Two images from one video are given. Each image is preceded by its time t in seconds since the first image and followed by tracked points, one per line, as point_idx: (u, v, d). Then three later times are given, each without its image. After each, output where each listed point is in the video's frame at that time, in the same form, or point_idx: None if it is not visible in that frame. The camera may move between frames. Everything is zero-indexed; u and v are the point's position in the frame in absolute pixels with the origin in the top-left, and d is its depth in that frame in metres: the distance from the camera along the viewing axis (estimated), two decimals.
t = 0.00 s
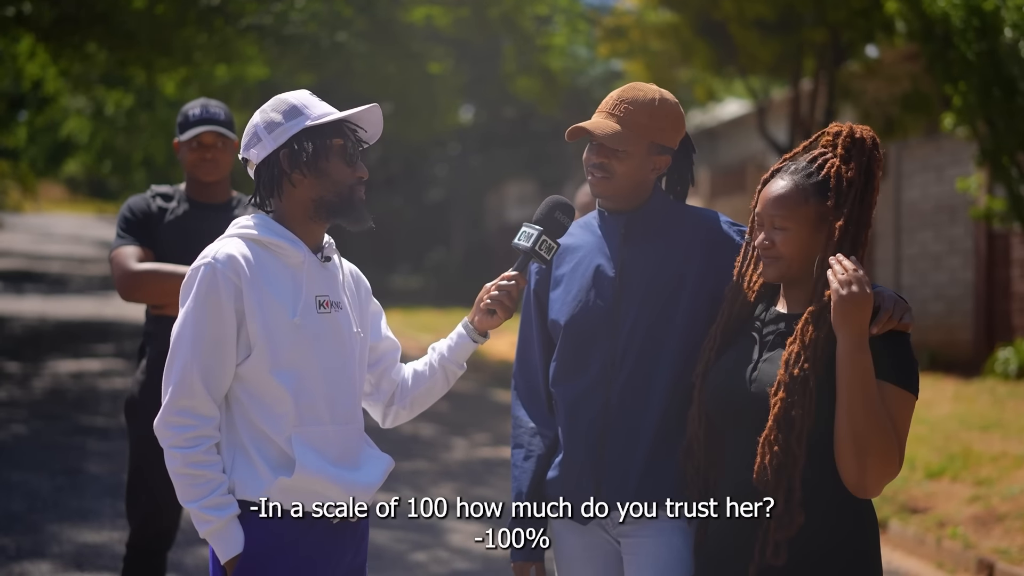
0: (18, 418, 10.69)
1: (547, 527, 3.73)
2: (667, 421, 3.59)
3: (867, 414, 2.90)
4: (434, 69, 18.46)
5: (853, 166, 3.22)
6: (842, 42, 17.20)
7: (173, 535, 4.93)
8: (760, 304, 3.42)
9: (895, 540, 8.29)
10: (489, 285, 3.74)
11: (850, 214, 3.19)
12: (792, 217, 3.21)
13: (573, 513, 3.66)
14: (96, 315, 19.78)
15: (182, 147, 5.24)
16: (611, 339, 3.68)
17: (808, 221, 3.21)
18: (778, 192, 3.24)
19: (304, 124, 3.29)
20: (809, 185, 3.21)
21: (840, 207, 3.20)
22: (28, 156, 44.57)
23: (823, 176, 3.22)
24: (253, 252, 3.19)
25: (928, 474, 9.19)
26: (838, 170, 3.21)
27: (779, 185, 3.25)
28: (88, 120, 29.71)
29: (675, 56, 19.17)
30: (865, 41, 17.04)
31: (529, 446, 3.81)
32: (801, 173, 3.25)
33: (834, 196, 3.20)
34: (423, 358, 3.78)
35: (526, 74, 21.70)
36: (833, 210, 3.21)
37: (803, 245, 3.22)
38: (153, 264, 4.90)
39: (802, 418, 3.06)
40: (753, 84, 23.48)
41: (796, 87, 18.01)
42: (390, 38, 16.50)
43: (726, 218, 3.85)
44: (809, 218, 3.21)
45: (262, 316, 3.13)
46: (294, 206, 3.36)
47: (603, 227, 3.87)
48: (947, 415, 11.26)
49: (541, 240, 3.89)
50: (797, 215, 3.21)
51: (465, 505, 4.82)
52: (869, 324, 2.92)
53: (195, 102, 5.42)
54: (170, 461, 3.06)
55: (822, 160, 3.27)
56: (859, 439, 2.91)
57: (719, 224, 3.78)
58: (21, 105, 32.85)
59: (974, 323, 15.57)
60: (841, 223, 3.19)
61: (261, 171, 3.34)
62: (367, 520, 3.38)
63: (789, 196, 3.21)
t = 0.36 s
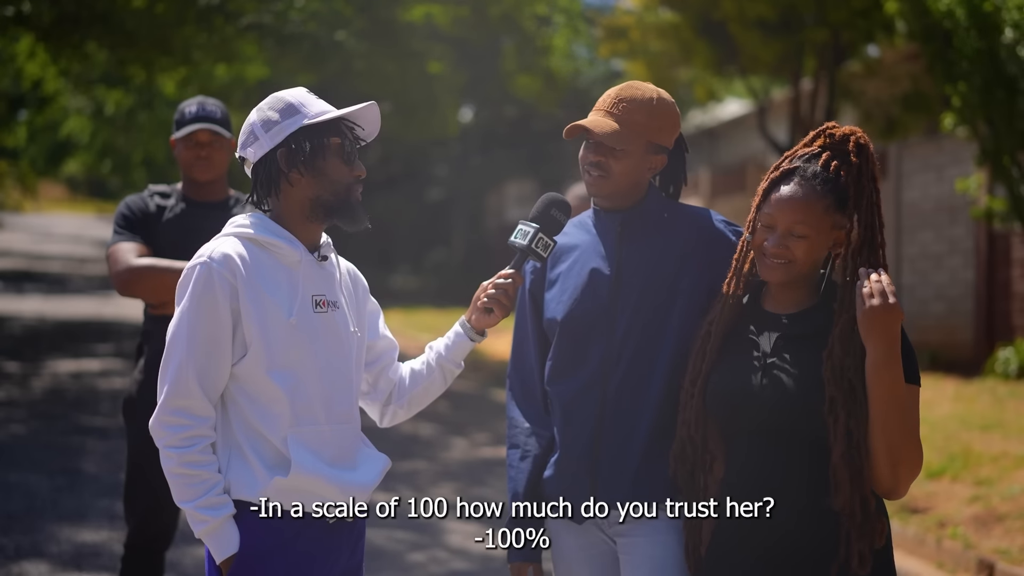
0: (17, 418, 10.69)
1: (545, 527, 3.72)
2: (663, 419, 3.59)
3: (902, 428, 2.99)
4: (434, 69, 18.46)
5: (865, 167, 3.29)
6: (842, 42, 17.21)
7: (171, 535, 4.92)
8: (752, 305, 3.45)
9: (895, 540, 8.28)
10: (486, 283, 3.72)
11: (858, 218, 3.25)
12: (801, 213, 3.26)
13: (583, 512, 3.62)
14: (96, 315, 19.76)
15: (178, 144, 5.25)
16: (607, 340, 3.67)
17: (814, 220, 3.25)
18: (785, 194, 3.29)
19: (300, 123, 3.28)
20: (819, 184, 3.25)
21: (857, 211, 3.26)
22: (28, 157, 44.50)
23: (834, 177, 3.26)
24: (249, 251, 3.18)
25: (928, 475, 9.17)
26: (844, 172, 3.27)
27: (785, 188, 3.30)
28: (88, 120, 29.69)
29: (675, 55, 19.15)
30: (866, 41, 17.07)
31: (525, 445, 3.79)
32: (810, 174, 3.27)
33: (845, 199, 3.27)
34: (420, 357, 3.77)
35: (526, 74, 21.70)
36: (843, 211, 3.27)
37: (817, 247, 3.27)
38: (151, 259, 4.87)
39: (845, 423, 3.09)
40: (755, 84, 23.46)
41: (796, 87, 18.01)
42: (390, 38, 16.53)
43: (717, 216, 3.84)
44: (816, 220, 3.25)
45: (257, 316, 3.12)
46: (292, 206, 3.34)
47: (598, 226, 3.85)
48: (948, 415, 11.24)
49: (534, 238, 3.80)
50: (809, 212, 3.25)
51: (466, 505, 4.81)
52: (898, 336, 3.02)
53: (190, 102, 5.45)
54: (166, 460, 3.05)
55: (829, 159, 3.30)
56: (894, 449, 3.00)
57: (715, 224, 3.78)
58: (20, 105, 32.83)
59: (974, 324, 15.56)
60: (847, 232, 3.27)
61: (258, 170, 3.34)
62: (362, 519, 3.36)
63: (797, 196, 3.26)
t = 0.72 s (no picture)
0: (17, 417, 10.70)
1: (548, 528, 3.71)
2: (664, 417, 3.61)
3: (912, 435, 3.07)
4: (435, 69, 18.46)
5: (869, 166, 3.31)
6: (842, 42, 17.22)
7: (173, 533, 4.92)
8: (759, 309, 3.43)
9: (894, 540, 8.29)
10: (485, 284, 3.72)
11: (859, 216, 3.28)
12: (814, 213, 3.28)
13: (566, 512, 3.66)
14: (96, 314, 19.76)
15: (174, 143, 5.26)
16: (606, 339, 3.68)
17: (819, 219, 3.28)
18: (794, 194, 3.31)
19: (306, 122, 3.28)
20: (828, 183, 3.28)
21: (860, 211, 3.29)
22: (29, 156, 44.49)
23: (840, 176, 3.29)
24: (249, 250, 3.18)
25: (928, 475, 9.18)
26: (852, 172, 3.29)
27: (796, 188, 3.31)
28: (88, 120, 29.70)
29: (675, 55, 19.16)
30: (866, 41, 17.08)
31: (526, 447, 3.78)
32: (820, 174, 3.30)
33: (851, 198, 3.29)
34: (419, 358, 3.77)
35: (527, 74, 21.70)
36: (846, 208, 3.29)
37: (825, 246, 3.29)
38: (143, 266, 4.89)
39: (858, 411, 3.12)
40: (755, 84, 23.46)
41: (796, 87, 18.02)
42: (391, 37, 16.54)
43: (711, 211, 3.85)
44: (820, 221, 3.28)
45: (258, 315, 3.13)
46: (295, 207, 3.35)
47: (597, 225, 3.85)
48: (948, 415, 11.24)
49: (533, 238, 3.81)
50: (819, 211, 3.28)
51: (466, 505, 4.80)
52: (904, 346, 3.09)
53: (185, 102, 5.46)
54: (166, 460, 3.06)
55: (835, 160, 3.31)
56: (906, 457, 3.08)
57: (713, 221, 3.77)
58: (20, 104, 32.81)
59: (975, 324, 15.56)
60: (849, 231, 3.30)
61: (262, 169, 3.34)
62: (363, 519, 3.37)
63: (805, 196, 3.28)
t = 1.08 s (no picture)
0: (17, 417, 10.70)
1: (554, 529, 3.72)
2: (673, 416, 3.62)
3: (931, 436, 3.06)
4: (434, 69, 18.46)
5: (879, 167, 3.33)
6: (842, 42, 17.24)
7: (173, 533, 4.92)
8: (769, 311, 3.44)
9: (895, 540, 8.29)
10: (486, 286, 3.72)
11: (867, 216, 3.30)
12: (829, 212, 3.28)
13: (567, 512, 3.70)
14: (95, 314, 19.75)
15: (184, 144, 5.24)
16: (617, 340, 3.68)
17: (830, 217, 3.28)
18: (812, 194, 3.31)
19: (303, 122, 3.28)
20: (842, 182, 3.29)
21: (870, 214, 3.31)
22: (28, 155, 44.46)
23: (853, 179, 3.30)
24: (252, 250, 3.18)
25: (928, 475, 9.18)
26: (866, 173, 3.31)
27: (814, 189, 3.31)
28: (87, 119, 29.67)
29: (675, 55, 19.15)
30: (865, 41, 17.08)
31: (535, 452, 3.78)
32: (832, 176, 3.31)
33: (865, 197, 3.30)
34: (419, 359, 3.77)
35: (525, 74, 21.69)
36: (858, 207, 3.29)
37: (837, 245, 3.30)
38: (148, 271, 4.95)
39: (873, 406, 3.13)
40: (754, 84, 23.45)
41: (796, 87, 18.02)
42: (390, 37, 16.54)
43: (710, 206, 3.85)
44: (830, 220, 3.28)
45: (261, 316, 3.13)
46: (297, 206, 3.35)
47: (599, 225, 3.86)
48: (948, 415, 11.24)
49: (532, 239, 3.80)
50: (830, 209, 3.28)
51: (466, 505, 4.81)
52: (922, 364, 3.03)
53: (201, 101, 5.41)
54: (168, 459, 3.06)
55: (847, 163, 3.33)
56: (926, 455, 3.08)
57: (718, 217, 3.78)
58: (19, 104, 32.77)
59: (974, 324, 15.57)
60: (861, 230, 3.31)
61: (263, 170, 3.34)
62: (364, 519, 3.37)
63: (819, 195, 3.29)
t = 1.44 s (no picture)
0: (15, 416, 10.69)
1: (559, 527, 3.73)
2: (682, 416, 3.65)
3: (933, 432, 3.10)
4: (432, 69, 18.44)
5: (879, 169, 3.35)
6: (839, 42, 17.25)
7: (173, 534, 4.92)
8: (773, 313, 3.45)
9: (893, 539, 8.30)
10: (485, 285, 3.74)
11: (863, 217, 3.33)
12: (825, 214, 3.30)
13: (567, 512, 3.71)
14: (93, 314, 19.77)
15: (187, 146, 5.24)
16: (625, 341, 3.69)
17: (826, 219, 3.30)
18: (806, 197, 3.33)
19: (298, 123, 3.28)
20: (838, 184, 3.31)
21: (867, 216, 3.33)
22: (24, 154, 44.39)
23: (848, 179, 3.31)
24: (250, 250, 3.19)
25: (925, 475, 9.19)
26: (863, 176, 3.33)
27: (808, 191, 3.33)
28: (83, 119, 29.62)
29: (673, 55, 19.15)
30: (863, 41, 17.08)
31: (538, 450, 3.79)
32: (828, 175, 3.33)
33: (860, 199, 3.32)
34: (419, 358, 3.78)
35: (524, 74, 21.68)
36: (854, 209, 3.32)
37: (833, 247, 3.32)
38: (151, 269, 4.97)
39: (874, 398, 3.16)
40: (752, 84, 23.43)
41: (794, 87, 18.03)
42: (389, 36, 16.55)
43: (719, 208, 3.89)
44: (828, 222, 3.30)
45: (259, 317, 3.13)
46: (295, 206, 3.35)
47: (605, 225, 3.88)
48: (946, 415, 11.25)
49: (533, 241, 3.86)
50: (824, 212, 3.30)
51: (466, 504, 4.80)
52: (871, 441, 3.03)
53: (207, 103, 5.41)
54: (167, 460, 3.05)
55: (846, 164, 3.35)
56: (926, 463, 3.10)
57: (725, 218, 3.82)
58: (17, 104, 32.70)
59: (971, 324, 15.59)
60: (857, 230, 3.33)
61: (259, 171, 3.34)
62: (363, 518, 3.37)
63: (813, 198, 3.32)
